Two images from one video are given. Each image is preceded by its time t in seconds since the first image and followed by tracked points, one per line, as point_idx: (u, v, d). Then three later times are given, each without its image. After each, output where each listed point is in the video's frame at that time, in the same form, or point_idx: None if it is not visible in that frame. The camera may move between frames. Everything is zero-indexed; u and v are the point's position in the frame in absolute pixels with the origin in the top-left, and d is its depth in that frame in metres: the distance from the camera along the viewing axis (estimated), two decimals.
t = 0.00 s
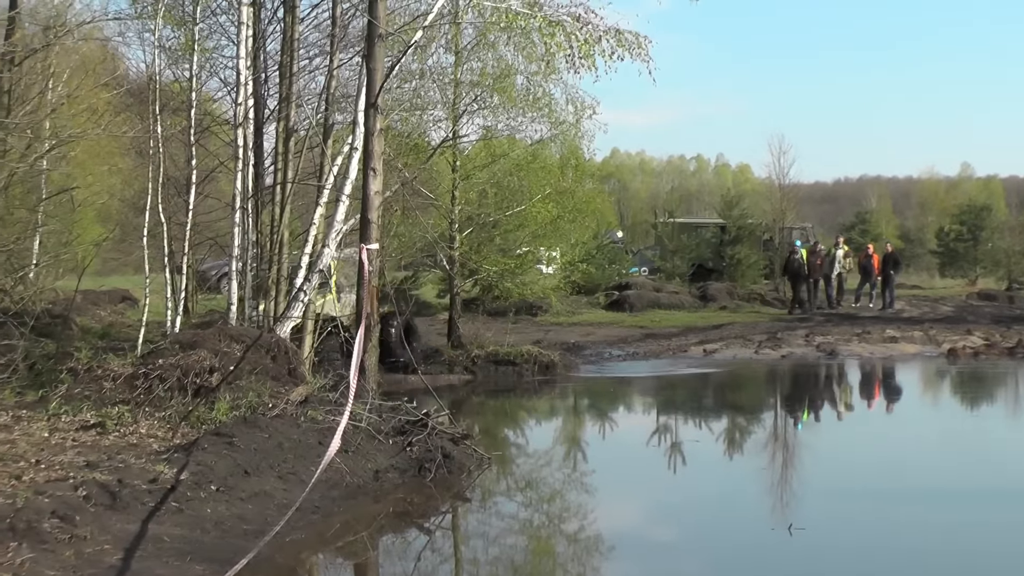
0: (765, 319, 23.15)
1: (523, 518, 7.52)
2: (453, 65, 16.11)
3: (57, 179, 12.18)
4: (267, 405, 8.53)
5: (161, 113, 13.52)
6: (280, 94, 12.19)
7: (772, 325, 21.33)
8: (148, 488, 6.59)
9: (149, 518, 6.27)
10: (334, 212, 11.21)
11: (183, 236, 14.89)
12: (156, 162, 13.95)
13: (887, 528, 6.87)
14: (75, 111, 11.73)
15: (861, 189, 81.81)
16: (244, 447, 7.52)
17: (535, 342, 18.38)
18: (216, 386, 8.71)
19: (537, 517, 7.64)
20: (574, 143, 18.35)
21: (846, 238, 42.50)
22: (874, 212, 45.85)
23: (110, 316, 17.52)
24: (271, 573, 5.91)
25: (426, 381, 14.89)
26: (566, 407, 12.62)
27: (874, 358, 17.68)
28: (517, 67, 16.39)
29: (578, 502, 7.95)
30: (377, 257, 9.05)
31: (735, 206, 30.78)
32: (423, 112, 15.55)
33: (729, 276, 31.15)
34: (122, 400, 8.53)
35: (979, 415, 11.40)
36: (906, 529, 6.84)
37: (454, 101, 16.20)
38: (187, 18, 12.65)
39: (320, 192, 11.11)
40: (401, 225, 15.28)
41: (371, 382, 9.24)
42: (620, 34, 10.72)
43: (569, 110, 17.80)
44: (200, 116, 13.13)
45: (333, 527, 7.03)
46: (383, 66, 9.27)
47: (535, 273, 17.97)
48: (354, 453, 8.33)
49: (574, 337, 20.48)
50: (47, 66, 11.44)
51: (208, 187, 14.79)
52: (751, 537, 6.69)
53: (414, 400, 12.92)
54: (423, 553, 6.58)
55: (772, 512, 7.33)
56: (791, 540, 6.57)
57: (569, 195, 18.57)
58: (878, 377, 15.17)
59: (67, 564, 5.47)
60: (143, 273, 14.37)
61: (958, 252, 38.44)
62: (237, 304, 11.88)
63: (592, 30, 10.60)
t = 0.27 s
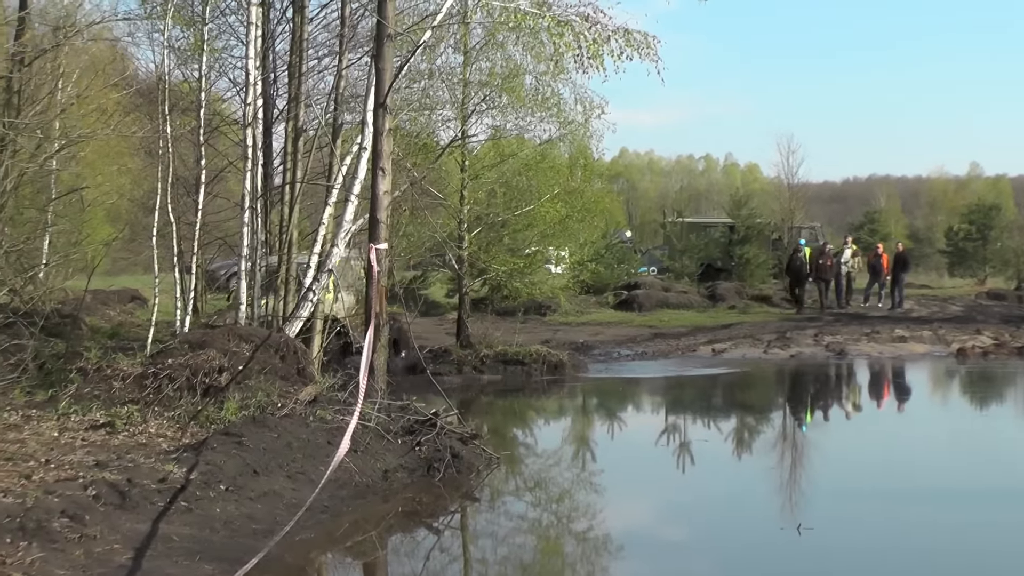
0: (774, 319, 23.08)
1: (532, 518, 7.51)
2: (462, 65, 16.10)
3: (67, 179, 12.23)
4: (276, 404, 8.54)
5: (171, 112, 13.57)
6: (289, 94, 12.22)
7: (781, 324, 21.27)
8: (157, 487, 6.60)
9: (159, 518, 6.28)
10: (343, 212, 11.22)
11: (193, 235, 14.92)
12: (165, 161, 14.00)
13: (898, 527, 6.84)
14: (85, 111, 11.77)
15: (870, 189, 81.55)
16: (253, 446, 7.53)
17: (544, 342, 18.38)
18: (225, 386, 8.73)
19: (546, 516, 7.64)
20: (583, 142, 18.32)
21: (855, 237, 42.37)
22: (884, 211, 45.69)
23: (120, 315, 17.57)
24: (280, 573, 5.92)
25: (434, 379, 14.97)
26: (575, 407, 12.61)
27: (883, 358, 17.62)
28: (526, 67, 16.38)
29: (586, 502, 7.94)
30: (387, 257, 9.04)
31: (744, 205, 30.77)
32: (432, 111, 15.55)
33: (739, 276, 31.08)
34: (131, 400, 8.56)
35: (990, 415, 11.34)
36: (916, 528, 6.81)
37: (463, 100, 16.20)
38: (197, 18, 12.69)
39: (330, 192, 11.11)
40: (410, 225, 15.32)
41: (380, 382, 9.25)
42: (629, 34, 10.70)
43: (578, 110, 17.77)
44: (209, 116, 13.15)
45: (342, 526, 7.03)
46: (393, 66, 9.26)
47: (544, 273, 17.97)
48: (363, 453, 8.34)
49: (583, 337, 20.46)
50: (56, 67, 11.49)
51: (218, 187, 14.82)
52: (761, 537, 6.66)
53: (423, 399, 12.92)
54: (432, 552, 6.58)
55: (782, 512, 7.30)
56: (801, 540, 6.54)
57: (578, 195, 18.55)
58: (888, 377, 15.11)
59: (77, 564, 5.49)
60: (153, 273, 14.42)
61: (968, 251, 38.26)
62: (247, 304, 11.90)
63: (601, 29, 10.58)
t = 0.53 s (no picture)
0: (780, 318, 23.04)
1: (538, 517, 7.50)
2: (468, 64, 16.09)
3: (73, 178, 12.26)
4: (282, 403, 8.55)
5: (177, 112, 13.60)
6: (295, 93, 12.23)
7: (788, 323, 21.22)
8: (164, 486, 6.62)
9: (166, 517, 6.29)
10: (349, 211, 11.21)
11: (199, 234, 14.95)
12: (172, 161, 14.03)
13: (906, 527, 6.80)
14: (91, 110, 11.79)
15: (876, 187, 81.37)
16: (259, 445, 7.54)
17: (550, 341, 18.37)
18: (231, 384, 8.75)
19: (553, 515, 7.63)
20: (589, 141, 18.31)
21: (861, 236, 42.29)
22: (890, 211, 45.60)
23: (127, 314, 17.60)
24: (287, 571, 5.93)
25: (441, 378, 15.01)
26: (581, 406, 12.59)
27: (889, 356, 17.58)
28: (533, 66, 16.36)
29: (593, 501, 7.92)
30: (393, 256, 9.04)
31: (750, 204, 30.76)
32: (438, 110, 15.54)
33: (745, 275, 31.05)
34: (137, 399, 8.58)
35: (997, 414, 11.30)
36: (924, 528, 6.77)
37: (469, 99, 16.20)
38: (203, 17, 12.70)
39: (336, 190, 11.08)
40: (417, 224, 15.36)
41: (387, 380, 9.25)
42: (636, 33, 10.69)
43: (585, 109, 17.74)
44: (216, 115, 13.16)
45: (349, 525, 7.04)
46: (400, 65, 9.25)
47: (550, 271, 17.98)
48: (369, 452, 8.34)
49: (589, 336, 20.44)
50: (63, 66, 11.50)
51: (224, 186, 14.84)
52: (767, 536, 6.63)
53: (429, 398, 12.92)
54: (439, 551, 6.58)
55: (788, 512, 7.27)
56: (808, 540, 6.51)
57: (585, 194, 18.55)
58: (895, 376, 15.08)
59: (84, 562, 5.50)
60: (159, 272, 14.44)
61: (974, 250, 38.15)
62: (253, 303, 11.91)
63: (607, 28, 10.56)
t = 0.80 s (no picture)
0: (786, 316, 23.00)
1: (544, 515, 7.49)
2: (474, 62, 16.07)
3: (79, 176, 12.28)
4: (287, 401, 8.56)
5: (182, 110, 13.61)
6: (301, 91, 12.23)
7: (793, 322, 21.19)
8: (169, 484, 6.62)
9: (171, 515, 6.30)
10: (354, 209, 11.19)
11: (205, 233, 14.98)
12: (177, 159, 14.05)
13: (912, 525, 6.76)
14: (97, 108, 11.80)
15: (882, 185, 81.20)
16: (265, 443, 7.55)
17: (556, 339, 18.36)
18: (237, 382, 8.77)
19: (558, 513, 7.62)
20: (595, 139, 18.29)
21: (867, 234, 42.21)
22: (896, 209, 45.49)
23: (132, 313, 17.63)
24: (292, 570, 5.93)
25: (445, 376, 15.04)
26: (587, 404, 12.58)
27: (895, 354, 17.54)
28: (538, 64, 16.35)
29: (598, 499, 7.91)
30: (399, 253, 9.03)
31: (756, 202, 30.73)
32: (444, 108, 15.52)
33: (751, 272, 31.01)
34: (143, 397, 8.60)
35: (1003, 412, 11.27)
36: (931, 526, 6.74)
37: (475, 97, 16.21)
38: (208, 16, 12.72)
39: (342, 188, 11.07)
40: (423, 222, 15.36)
41: (392, 378, 9.25)
42: (642, 30, 10.67)
43: (590, 107, 17.72)
44: (221, 113, 13.17)
45: (354, 524, 7.04)
46: (406, 63, 9.25)
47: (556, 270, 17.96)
48: (375, 450, 8.35)
49: (594, 334, 20.43)
50: (68, 64, 11.52)
51: (230, 184, 14.84)
52: (773, 535, 6.61)
53: (434, 396, 12.93)
54: (445, 549, 6.58)
55: (793, 510, 7.25)
56: (813, 538, 6.49)
57: (590, 192, 18.54)
58: (901, 374, 15.04)
59: (90, 561, 5.50)
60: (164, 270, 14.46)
61: (980, 248, 38.03)
62: (258, 301, 11.91)
63: (613, 26, 10.54)
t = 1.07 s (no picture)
0: (786, 311, 23.00)
1: (544, 509, 7.50)
2: (475, 56, 16.03)
3: (79, 170, 12.27)
4: (288, 395, 8.56)
5: (183, 104, 13.59)
6: (301, 85, 12.22)
7: (794, 316, 21.19)
8: (170, 478, 6.63)
9: (172, 508, 6.31)
10: (354, 204, 11.18)
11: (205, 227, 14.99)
12: (177, 153, 14.04)
13: (912, 521, 6.75)
14: (96, 102, 11.78)
15: (883, 180, 81.14)
16: (265, 438, 7.55)
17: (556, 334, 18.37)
18: (237, 377, 8.77)
19: (558, 508, 7.63)
20: (596, 134, 18.26)
21: (867, 229, 42.19)
22: (896, 204, 45.46)
23: (133, 307, 17.64)
24: (293, 564, 5.94)
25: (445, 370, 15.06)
26: (587, 399, 12.59)
27: (896, 349, 17.54)
28: (539, 59, 16.32)
29: (598, 493, 7.92)
30: (399, 248, 9.03)
31: (757, 197, 30.74)
32: (445, 102, 15.49)
33: (751, 267, 31.01)
34: (143, 391, 8.62)
35: (1004, 407, 11.27)
36: (930, 522, 6.74)
37: (475, 92, 16.09)
38: (208, 10, 12.68)
39: (342, 182, 11.07)
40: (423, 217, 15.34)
41: (393, 373, 9.25)
42: (642, 25, 10.65)
43: (591, 102, 17.71)
44: (221, 107, 13.15)
45: (355, 517, 7.05)
46: (406, 58, 9.23)
47: (557, 264, 17.99)
48: (375, 444, 8.35)
49: (594, 328, 20.43)
50: (69, 58, 11.51)
51: (230, 179, 14.83)
52: (773, 530, 6.62)
53: (435, 391, 12.94)
54: (445, 543, 6.58)
55: (793, 505, 7.25)
56: (812, 533, 6.49)
57: (591, 186, 18.54)
58: (901, 369, 15.04)
59: (91, 555, 5.51)
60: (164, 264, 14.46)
61: (980, 243, 38.01)
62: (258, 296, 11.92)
63: (614, 21, 10.52)
